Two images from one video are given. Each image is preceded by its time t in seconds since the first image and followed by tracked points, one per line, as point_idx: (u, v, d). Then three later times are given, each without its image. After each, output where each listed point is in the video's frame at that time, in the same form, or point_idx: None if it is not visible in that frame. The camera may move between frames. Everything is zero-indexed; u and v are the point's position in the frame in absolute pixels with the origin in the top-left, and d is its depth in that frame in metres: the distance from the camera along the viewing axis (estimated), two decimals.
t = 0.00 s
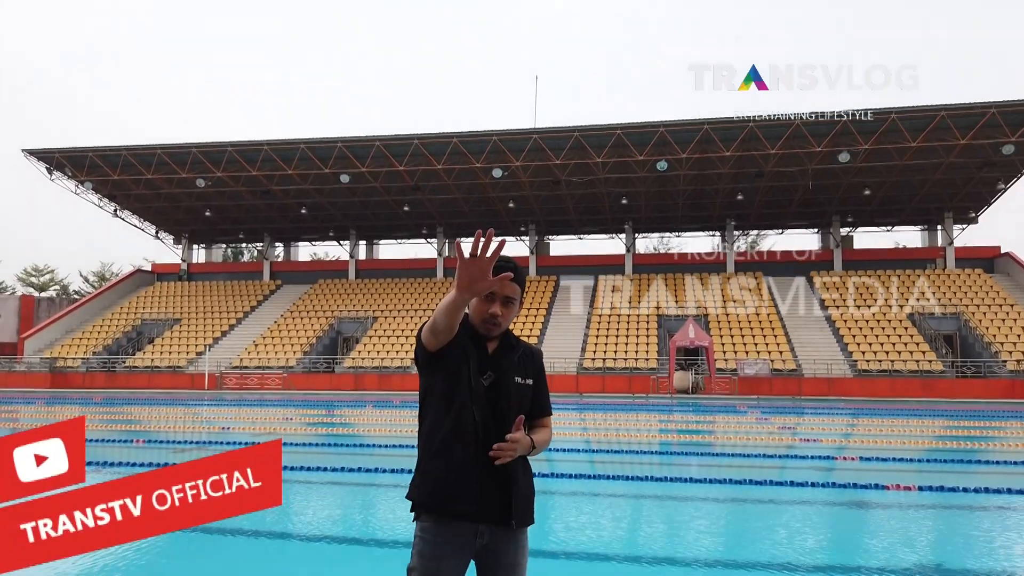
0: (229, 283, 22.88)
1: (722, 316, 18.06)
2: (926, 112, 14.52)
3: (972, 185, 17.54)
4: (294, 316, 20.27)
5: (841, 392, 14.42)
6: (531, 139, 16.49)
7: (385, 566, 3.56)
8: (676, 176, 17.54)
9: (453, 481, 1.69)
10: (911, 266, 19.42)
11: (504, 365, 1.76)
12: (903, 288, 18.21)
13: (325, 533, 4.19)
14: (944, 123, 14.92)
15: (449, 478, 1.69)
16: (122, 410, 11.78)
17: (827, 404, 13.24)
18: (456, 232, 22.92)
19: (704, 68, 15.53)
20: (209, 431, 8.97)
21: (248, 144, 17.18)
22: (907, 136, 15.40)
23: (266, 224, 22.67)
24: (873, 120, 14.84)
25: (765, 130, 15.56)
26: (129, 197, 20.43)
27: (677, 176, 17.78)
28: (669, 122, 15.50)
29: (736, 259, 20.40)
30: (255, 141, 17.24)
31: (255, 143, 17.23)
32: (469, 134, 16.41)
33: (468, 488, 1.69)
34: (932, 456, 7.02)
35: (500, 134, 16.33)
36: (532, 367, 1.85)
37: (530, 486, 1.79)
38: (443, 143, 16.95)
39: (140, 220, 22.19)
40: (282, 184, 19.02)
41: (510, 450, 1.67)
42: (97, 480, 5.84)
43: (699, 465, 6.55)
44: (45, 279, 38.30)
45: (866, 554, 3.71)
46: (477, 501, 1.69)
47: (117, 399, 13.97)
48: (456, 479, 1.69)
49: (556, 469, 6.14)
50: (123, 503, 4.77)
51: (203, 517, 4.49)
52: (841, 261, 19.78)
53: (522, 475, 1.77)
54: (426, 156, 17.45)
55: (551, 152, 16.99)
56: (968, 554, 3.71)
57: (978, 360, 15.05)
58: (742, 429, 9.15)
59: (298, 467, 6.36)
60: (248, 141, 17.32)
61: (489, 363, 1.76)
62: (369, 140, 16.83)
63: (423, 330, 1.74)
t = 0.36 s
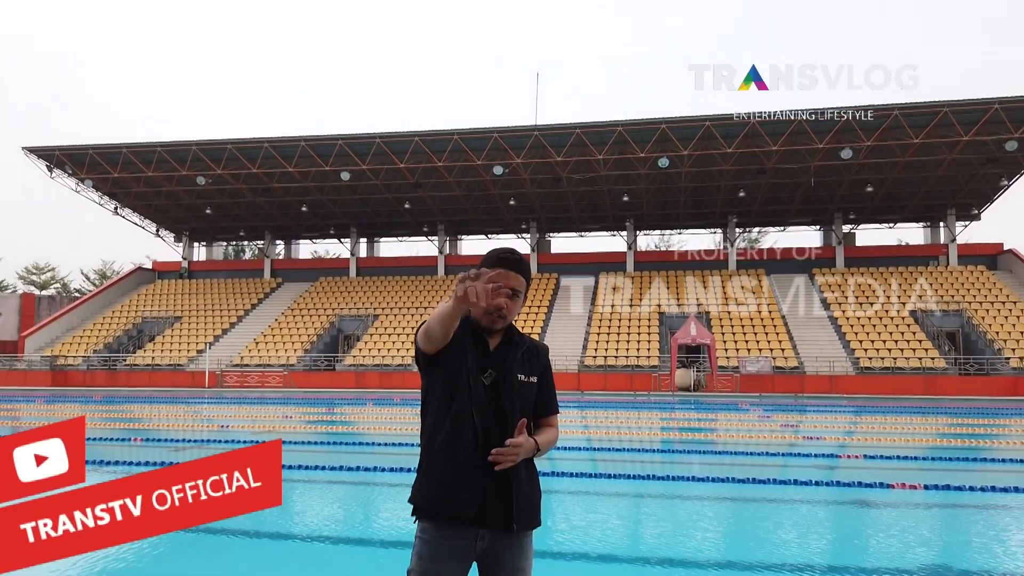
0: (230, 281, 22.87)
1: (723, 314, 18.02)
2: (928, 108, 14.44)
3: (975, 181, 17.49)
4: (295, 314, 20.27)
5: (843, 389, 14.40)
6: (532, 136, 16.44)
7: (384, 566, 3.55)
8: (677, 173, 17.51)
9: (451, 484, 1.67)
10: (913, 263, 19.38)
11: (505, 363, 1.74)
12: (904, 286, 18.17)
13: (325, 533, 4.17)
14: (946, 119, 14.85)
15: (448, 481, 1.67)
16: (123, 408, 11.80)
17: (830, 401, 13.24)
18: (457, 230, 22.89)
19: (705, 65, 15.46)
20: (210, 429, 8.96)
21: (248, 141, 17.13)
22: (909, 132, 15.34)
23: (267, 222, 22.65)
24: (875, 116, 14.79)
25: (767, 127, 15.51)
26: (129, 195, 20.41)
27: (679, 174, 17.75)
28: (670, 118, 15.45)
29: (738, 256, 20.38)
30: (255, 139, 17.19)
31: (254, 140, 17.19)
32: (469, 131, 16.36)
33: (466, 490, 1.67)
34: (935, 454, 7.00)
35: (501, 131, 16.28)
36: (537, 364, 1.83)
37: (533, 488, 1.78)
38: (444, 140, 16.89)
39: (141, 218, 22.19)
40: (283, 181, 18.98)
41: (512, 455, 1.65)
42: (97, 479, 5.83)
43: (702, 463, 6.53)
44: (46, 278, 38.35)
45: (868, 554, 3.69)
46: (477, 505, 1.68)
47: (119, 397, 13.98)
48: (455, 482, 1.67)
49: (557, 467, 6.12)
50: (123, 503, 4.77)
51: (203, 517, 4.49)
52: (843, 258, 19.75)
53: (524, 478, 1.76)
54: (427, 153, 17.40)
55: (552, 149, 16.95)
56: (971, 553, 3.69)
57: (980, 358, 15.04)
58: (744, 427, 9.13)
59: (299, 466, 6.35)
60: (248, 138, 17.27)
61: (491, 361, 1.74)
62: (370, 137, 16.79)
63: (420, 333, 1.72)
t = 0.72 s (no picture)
0: (231, 280, 22.87)
1: (723, 313, 17.99)
2: (930, 106, 14.39)
3: (978, 179, 17.45)
4: (296, 314, 20.26)
5: (845, 388, 14.38)
6: (532, 134, 16.40)
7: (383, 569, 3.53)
8: (679, 171, 17.48)
9: (451, 495, 1.59)
10: (915, 261, 19.35)
11: (507, 361, 1.67)
12: (903, 285, 18.14)
13: (326, 536, 4.15)
14: (949, 117, 14.81)
15: (447, 490, 1.60)
16: (123, 408, 11.80)
17: (832, 400, 13.24)
18: (458, 229, 22.88)
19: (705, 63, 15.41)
20: (210, 429, 8.95)
21: (248, 140, 17.09)
22: (912, 130, 15.29)
23: (267, 221, 22.63)
24: (877, 114, 14.74)
25: (768, 125, 15.48)
26: (129, 194, 20.40)
27: (679, 172, 17.72)
28: (672, 116, 15.40)
29: (739, 255, 20.36)
30: (255, 138, 17.15)
31: (254, 139, 17.15)
32: (470, 130, 16.32)
33: (465, 500, 1.60)
34: (938, 453, 6.98)
35: (501, 130, 16.25)
36: (541, 359, 1.76)
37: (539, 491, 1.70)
38: (445, 139, 16.85)
39: (141, 218, 22.18)
40: (283, 180, 18.96)
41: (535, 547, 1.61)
42: (96, 480, 5.82)
43: (704, 463, 6.50)
44: (46, 278, 38.39)
45: (870, 556, 3.67)
46: (480, 515, 1.61)
47: (119, 397, 13.98)
48: (454, 494, 1.59)
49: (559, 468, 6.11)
50: (123, 503, 4.76)
51: (203, 517, 4.48)
52: (845, 257, 19.73)
53: (530, 481, 1.67)
54: (427, 151, 17.37)
55: (553, 148, 16.93)
56: (975, 555, 3.67)
57: (983, 356, 15.01)
58: (746, 426, 9.12)
59: (299, 467, 6.34)
60: (248, 137, 17.23)
61: (492, 361, 1.66)
62: (370, 136, 16.76)
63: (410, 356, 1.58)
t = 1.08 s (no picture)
0: (232, 281, 22.88)
1: (725, 314, 17.97)
2: (933, 106, 14.34)
3: (981, 179, 17.42)
4: (297, 314, 20.25)
5: (848, 389, 14.35)
6: (534, 134, 16.37)
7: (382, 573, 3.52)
8: (681, 171, 17.46)
9: (446, 502, 1.54)
10: (918, 261, 19.32)
11: (507, 362, 1.58)
12: (903, 285, 18.11)
13: (327, 539, 4.13)
14: (952, 117, 14.77)
15: (443, 498, 1.55)
16: (124, 408, 11.81)
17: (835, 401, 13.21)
18: (460, 229, 22.87)
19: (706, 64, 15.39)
20: (209, 430, 8.94)
21: (249, 141, 17.08)
22: (915, 130, 15.24)
23: (269, 221, 22.64)
24: (880, 114, 14.72)
25: (770, 125, 15.46)
26: (130, 194, 20.42)
27: (681, 172, 17.71)
28: (674, 116, 15.37)
29: (740, 255, 20.36)
30: (256, 138, 17.13)
31: (255, 139, 17.13)
32: (471, 130, 16.30)
33: (459, 509, 1.53)
34: (941, 455, 6.95)
35: (502, 130, 16.22)
36: (548, 358, 1.64)
37: (550, 502, 1.58)
38: (447, 139, 16.83)
39: (143, 218, 22.20)
40: (284, 180, 18.95)
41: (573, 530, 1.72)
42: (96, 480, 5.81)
43: (706, 464, 6.49)
44: (48, 278, 38.51)
45: (873, 558, 3.65)
46: (482, 525, 1.53)
47: (120, 397, 13.97)
48: (449, 502, 1.54)
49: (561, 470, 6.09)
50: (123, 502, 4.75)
51: (203, 517, 4.47)
52: (847, 257, 19.71)
53: (537, 491, 1.56)
54: (428, 152, 17.36)
55: (555, 148, 16.91)
56: (977, 557, 3.66)
57: (987, 357, 14.97)
58: (749, 427, 9.10)
59: (300, 468, 6.33)
60: (249, 137, 17.22)
61: (489, 362, 1.58)
62: (371, 136, 16.74)
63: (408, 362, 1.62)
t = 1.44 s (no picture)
0: (233, 282, 22.88)
1: (726, 315, 17.96)
2: (936, 107, 14.32)
3: (984, 180, 17.41)
4: (298, 315, 20.25)
5: (850, 390, 14.34)
6: (535, 135, 16.35)
7: None
8: (682, 172, 17.45)
9: (446, 510, 1.51)
10: (920, 262, 19.30)
11: (509, 369, 1.54)
12: (905, 287, 18.10)
13: (328, 543, 4.10)
14: (954, 118, 14.75)
15: (443, 505, 1.52)
16: (124, 409, 11.79)
17: (837, 403, 13.19)
18: (461, 230, 22.87)
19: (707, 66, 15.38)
20: (211, 432, 8.93)
21: (251, 141, 17.08)
22: (918, 131, 15.23)
23: (270, 222, 22.64)
24: (882, 115, 14.71)
25: (772, 126, 15.46)
26: (131, 195, 20.43)
27: (682, 173, 17.70)
28: (676, 117, 15.35)
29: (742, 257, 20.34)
30: (257, 138, 17.12)
31: (256, 140, 17.11)
32: (473, 131, 16.29)
33: (459, 517, 1.50)
34: (943, 458, 6.93)
35: (504, 131, 16.21)
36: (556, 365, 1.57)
37: (554, 514, 1.52)
38: (449, 139, 16.80)
39: (144, 219, 22.21)
40: (286, 181, 18.96)
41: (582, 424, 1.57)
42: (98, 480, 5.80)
43: (708, 467, 6.48)
44: (49, 278, 38.53)
45: (875, 563, 3.65)
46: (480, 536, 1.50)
47: (120, 398, 13.96)
48: (448, 510, 1.51)
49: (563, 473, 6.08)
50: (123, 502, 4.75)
51: (203, 517, 4.48)
52: (849, 258, 19.70)
53: (539, 504, 1.50)
54: (430, 152, 17.36)
55: (556, 149, 16.91)
56: (980, 563, 3.65)
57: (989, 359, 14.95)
58: (751, 430, 9.08)
59: (301, 470, 6.31)
60: (250, 138, 17.21)
61: (493, 367, 1.56)
62: (373, 137, 16.73)
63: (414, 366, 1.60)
